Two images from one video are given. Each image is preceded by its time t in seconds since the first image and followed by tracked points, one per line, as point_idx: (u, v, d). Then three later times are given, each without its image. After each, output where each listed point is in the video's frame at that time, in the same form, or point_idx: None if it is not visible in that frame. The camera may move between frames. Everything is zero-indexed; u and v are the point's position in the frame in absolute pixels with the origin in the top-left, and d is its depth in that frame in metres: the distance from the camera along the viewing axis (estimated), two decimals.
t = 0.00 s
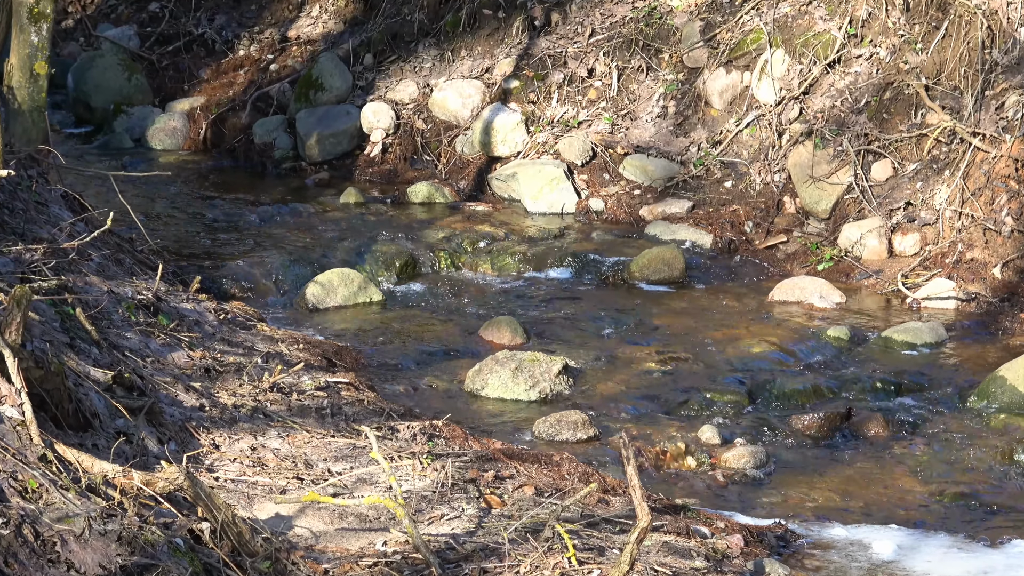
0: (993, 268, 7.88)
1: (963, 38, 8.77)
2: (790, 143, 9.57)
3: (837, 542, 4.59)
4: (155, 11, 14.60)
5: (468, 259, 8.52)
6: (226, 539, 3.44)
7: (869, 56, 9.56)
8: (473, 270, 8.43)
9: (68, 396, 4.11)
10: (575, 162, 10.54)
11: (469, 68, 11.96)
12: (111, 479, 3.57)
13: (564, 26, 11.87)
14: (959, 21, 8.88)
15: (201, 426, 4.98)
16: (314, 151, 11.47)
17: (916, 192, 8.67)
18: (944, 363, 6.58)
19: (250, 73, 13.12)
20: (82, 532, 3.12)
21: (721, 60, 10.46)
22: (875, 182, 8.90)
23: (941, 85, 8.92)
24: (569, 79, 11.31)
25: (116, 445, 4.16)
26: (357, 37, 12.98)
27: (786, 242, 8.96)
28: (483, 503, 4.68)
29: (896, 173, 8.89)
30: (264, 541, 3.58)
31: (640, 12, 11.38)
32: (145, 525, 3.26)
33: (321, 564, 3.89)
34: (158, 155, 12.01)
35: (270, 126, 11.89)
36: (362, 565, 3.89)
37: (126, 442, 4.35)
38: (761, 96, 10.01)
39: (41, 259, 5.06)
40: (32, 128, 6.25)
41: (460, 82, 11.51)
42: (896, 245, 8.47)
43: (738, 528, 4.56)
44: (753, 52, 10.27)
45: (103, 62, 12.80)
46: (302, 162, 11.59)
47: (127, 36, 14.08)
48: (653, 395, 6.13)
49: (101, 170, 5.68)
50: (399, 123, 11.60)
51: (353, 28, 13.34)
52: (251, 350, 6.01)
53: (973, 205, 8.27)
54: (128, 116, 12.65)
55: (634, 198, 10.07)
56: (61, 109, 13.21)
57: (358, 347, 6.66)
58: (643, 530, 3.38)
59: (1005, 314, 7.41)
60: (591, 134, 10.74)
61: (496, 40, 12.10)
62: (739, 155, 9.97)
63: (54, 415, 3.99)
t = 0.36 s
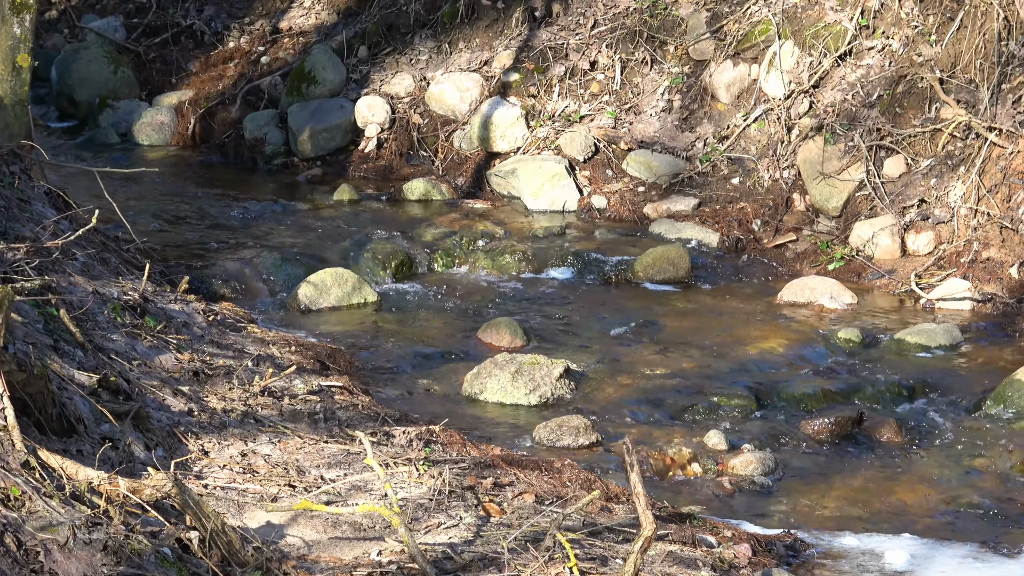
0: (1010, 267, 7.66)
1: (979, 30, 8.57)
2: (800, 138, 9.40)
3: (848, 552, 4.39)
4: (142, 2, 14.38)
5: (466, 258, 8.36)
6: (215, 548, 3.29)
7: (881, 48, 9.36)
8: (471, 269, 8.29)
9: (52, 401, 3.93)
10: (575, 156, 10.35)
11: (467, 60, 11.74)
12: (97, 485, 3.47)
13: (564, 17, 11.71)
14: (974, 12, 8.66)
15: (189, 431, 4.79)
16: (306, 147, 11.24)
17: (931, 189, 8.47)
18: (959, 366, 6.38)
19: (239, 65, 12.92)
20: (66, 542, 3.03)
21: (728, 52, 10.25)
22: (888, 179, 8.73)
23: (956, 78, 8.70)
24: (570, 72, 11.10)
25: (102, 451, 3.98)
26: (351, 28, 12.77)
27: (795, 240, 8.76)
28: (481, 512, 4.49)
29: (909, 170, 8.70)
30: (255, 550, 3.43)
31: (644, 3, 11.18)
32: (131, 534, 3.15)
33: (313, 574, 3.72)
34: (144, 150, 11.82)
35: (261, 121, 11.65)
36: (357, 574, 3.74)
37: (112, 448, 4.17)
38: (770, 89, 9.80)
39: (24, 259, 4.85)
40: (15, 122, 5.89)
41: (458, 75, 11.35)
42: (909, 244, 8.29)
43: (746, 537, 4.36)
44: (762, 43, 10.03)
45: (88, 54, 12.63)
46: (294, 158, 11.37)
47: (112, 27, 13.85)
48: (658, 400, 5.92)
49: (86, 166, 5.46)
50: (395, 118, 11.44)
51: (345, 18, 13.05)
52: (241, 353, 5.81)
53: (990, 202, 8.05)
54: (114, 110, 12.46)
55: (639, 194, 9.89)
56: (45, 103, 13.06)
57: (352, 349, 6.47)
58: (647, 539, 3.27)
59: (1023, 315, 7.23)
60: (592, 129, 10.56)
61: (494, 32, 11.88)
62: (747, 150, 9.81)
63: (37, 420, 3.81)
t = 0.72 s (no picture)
0: None
1: (995, 21, 8.26)
2: (811, 132, 9.18)
3: (861, 561, 4.19)
4: None
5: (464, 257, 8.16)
6: (205, 557, 3.06)
7: (894, 39, 9.10)
8: (470, 269, 8.09)
9: (35, 405, 3.75)
10: (574, 150, 10.23)
11: (464, 52, 11.57)
12: (82, 493, 3.20)
13: (566, 7, 11.56)
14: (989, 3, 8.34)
15: (177, 437, 4.60)
16: (298, 141, 11.09)
17: (946, 185, 8.25)
18: (976, 369, 6.18)
19: (229, 57, 12.80)
20: (50, 551, 2.77)
21: (736, 44, 10.08)
22: (901, 175, 8.54)
23: (972, 70, 8.43)
24: (572, 64, 10.96)
25: (87, 457, 3.80)
26: (344, 19, 12.55)
27: (806, 238, 8.58)
28: (479, 520, 4.29)
29: (924, 166, 8.51)
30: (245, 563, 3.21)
31: None
32: (118, 544, 2.91)
33: None
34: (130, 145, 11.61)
35: (251, 114, 11.48)
36: None
37: (97, 454, 3.99)
38: (779, 82, 9.58)
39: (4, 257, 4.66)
40: None
41: (455, 67, 11.19)
42: (924, 242, 8.11)
43: (754, 547, 4.15)
44: (771, 34, 9.87)
45: (72, 46, 12.43)
46: (286, 153, 11.17)
47: (97, 18, 13.74)
48: (663, 404, 5.72)
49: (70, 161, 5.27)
50: (390, 111, 11.30)
51: (340, 9, 12.88)
52: (231, 355, 5.61)
53: (1007, 200, 7.84)
54: (99, 104, 12.25)
55: (643, 191, 9.71)
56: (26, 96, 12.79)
57: (346, 351, 6.27)
58: (652, 549, 3.20)
59: None
60: (593, 123, 10.44)
61: (493, 22, 11.72)
62: (755, 145, 9.64)
63: (20, 425, 3.63)
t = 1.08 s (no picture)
0: None
1: (1014, 10, 8.15)
2: (821, 127, 8.99)
3: (873, 572, 4.01)
4: None
5: (461, 256, 7.99)
6: (192, 568, 2.88)
7: (908, 30, 8.91)
8: (469, 269, 7.89)
9: (16, 410, 3.58)
10: (575, 144, 10.04)
11: (462, 43, 11.44)
12: (65, 501, 3.07)
13: None
14: None
15: (164, 443, 4.42)
16: (290, 136, 10.84)
17: (961, 181, 8.12)
18: (992, 372, 6.00)
19: (218, 49, 12.64)
20: (31, 561, 2.67)
21: (743, 35, 9.89)
22: (916, 171, 8.34)
23: (988, 62, 8.30)
24: (574, 56, 10.78)
25: (71, 464, 3.65)
26: (336, 10, 12.31)
27: (816, 237, 8.41)
28: (478, 529, 4.09)
29: (938, 161, 8.31)
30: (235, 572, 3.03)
31: None
32: (102, 554, 2.80)
33: None
34: (116, 140, 11.39)
35: (241, 108, 11.28)
36: None
37: (81, 460, 3.83)
38: (788, 74, 9.40)
39: None
40: None
41: (452, 60, 10.98)
42: (937, 241, 7.91)
43: (762, 556, 3.95)
44: (779, 25, 9.64)
45: (55, 37, 12.20)
46: (277, 148, 10.97)
47: (81, 8, 13.45)
48: (668, 408, 5.54)
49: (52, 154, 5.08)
50: (384, 105, 11.05)
51: None
52: (220, 358, 5.42)
53: None
54: (83, 97, 12.01)
55: (647, 188, 9.56)
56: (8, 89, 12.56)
57: (339, 353, 6.09)
58: (657, 559, 3.08)
59: None
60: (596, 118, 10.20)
61: (492, 13, 11.63)
62: (763, 140, 9.44)
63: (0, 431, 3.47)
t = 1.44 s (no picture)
0: None
1: None
2: (832, 121, 8.82)
3: None
4: None
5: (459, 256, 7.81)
6: None
7: (923, 20, 8.67)
8: (467, 269, 7.70)
9: None
10: (578, 140, 9.87)
11: (459, 34, 11.20)
12: (47, 509, 2.95)
13: None
14: None
15: (150, 449, 4.24)
16: (281, 131, 10.73)
17: (977, 177, 7.91)
18: (1010, 374, 5.82)
19: (207, 40, 12.46)
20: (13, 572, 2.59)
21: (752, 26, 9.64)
22: (929, 167, 8.14)
23: (1007, 53, 8.07)
24: (575, 48, 10.59)
25: (54, 470, 3.50)
26: None
27: (828, 235, 8.27)
28: (476, 538, 3.91)
29: (953, 157, 8.11)
30: None
31: None
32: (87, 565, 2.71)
33: None
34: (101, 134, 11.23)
35: (231, 101, 11.15)
36: None
37: (64, 467, 3.67)
38: (798, 67, 9.16)
39: None
40: None
41: (449, 51, 10.84)
42: (953, 239, 7.73)
43: (771, 567, 3.75)
44: (789, 15, 9.43)
45: (37, 28, 12.05)
46: (267, 143, 10.84)
47: None
48: (673, 413, 5.36)
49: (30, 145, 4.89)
50: (379, 98, 10.96)
51: None
52: (208, 361, 5.24)
53: None
54: (67, 90, 11.82)
55: (652, 186, 9.38)
56: None
57: (332, 356, 5.90)
58: (661, 569, 2.97)
59: None
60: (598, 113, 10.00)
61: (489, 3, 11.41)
62: (773, 135, 9.23)
63: None
